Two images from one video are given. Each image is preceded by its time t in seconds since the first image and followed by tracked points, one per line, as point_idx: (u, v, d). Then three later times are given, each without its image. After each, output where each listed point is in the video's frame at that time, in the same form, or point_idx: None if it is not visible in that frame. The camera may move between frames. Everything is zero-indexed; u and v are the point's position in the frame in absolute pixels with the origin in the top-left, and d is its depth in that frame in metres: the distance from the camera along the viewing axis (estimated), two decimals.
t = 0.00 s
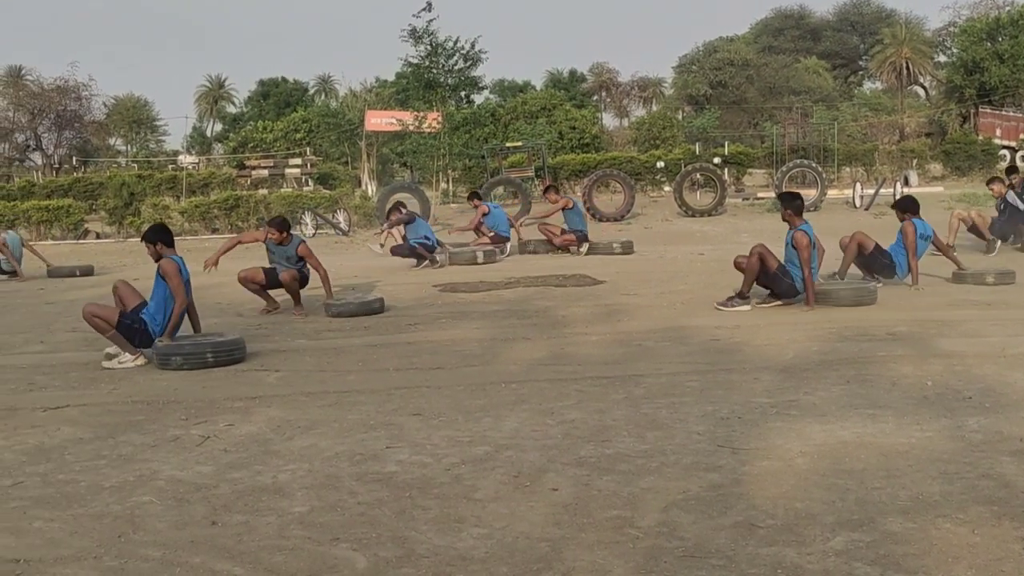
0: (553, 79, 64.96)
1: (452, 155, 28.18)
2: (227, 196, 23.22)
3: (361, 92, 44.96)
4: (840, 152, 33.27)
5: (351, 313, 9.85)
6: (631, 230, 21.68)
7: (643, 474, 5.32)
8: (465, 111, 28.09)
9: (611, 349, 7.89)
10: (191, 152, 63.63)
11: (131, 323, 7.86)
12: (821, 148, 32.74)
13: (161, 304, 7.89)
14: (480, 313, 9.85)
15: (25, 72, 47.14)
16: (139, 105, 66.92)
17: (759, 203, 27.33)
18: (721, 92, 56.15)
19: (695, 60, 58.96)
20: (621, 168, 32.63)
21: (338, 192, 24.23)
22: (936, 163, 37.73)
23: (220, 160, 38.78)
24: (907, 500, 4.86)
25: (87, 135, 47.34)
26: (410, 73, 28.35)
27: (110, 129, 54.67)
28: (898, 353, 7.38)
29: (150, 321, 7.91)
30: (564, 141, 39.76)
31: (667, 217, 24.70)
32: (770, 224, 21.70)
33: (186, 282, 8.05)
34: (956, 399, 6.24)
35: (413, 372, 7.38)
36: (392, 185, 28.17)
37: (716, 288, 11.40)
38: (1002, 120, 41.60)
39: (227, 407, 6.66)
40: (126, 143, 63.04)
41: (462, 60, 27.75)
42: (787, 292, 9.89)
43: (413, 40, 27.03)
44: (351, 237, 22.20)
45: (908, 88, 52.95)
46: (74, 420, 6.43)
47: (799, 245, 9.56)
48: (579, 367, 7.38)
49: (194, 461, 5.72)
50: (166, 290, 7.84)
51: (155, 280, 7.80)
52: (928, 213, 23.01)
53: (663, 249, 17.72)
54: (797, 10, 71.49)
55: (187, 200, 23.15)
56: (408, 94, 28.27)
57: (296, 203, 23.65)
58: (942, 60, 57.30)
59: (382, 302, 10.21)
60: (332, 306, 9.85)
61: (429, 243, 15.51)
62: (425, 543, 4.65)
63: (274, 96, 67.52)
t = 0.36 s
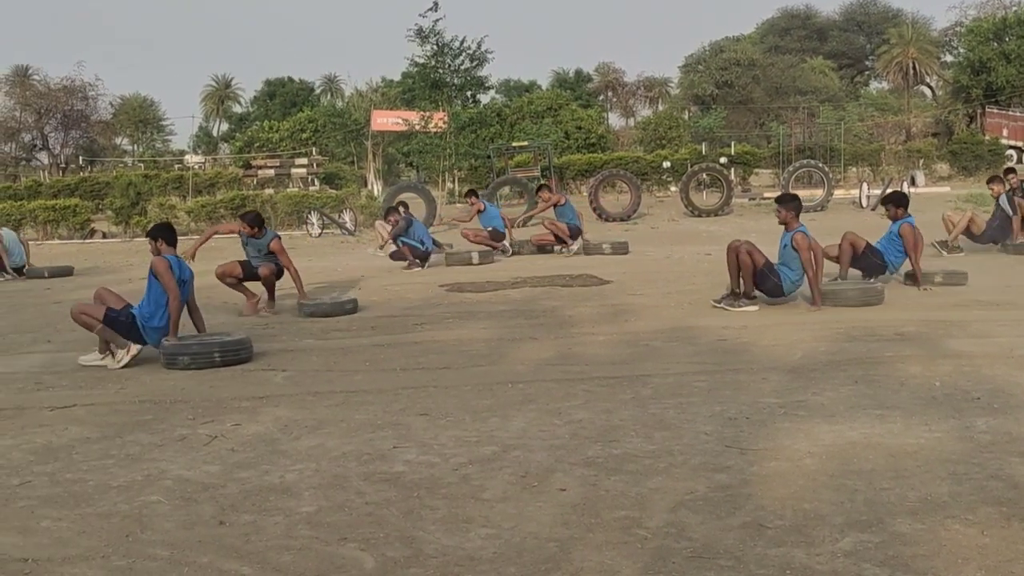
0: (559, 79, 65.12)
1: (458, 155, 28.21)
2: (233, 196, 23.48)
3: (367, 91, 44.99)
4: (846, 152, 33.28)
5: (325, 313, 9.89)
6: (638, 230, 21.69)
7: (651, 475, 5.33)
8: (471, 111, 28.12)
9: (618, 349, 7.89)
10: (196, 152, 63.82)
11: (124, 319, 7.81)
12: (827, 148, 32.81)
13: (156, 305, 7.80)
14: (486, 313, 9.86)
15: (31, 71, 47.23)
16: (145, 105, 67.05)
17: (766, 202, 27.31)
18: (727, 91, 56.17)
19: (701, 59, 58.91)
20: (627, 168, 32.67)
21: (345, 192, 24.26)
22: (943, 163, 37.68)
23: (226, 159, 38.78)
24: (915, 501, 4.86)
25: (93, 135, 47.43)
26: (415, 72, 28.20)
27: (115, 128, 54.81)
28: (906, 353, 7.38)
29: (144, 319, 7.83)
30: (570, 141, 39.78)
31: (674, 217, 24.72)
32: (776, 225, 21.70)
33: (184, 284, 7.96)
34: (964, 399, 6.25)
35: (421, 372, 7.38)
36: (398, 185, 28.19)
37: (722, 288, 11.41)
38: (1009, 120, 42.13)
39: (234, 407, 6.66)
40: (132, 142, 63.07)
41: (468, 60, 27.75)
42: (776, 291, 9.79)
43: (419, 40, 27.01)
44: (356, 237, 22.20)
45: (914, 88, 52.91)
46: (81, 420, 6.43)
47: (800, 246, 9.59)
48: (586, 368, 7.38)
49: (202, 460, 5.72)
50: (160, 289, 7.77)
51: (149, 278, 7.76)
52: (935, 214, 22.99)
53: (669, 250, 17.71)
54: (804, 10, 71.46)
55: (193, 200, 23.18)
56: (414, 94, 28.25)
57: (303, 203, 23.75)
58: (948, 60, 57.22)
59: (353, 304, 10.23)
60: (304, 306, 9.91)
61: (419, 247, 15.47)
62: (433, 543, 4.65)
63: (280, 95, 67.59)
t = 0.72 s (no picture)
0: (571, 79, 65.25)
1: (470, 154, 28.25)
2: (246, 195, 23.50)
3: (379, 91, 45.08)
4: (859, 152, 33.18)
5: (299, 311, 10.01)
6: (651, 230, 21.68)
7: (665, 475, 5.32)
8: (482, 110, 28.17)
9: (631, 349, 7.88)
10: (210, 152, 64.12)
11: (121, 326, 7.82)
12: (839, 148, 32.71)
13: (148, 312, 7.78)
14: (499, 312, 9.85)
15: (43, 71, 47.63)
16: (158, 104, 67.36)
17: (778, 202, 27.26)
18: (740, 91, 56.12)
19: (714, 59, 58.83)
20: (639, 167, 32.69)
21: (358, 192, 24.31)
22: (956, 163, 37.54)
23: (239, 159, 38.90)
24: (930, 501, 4.85)
25: (106, 135, 47.67)
26: (427, 73, 28.35)
27: (129, 128, 55.15)
28: (920, 354, 7.37)
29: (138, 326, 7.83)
30: (582, 140, 39.83)
31: (686, 216, 24.70)
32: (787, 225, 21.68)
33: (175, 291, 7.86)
34: (978, 400, 6.24)
35: (434, 372, 7.38)
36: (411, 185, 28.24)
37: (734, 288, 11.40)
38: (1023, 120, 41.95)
39: (247, 406, 6.67)
40: (145, 142, 63.37)
41: (480, 60, 27.80)
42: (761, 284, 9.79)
43: (431, 40, 27.05)
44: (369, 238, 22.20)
45: (927, 88, 52.75)
46: (95, 418, 6.44)
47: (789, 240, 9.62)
48: (599, 367, 7.37)
49: (215, 459, 5.73)
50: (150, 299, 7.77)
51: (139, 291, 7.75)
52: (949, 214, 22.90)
53: (681, 249, 17.70)
54: (817, 10, 71.29)
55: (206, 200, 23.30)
56: (426, 94, 28.37)
57: (315, 202, 23.87)
58: (962, 59, 57.02)
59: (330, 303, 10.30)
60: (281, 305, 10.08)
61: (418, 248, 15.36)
62: (447, 542, 4.65)
63: (293, 95, 67.78)
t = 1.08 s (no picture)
0: (595, 78, 65.46)
1: (494, 154, 28.31)
2: (272, 194, 23.63)
3: (403, 90, 45.23)
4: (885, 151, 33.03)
5: (286, 312, 10.25)
6: (676, 229, 21.62)
7: (689, 475, 5.31)
8: (506, 109, 28.23)
9: (655, 348, 7.86)
10: (235, 152, 64.57)
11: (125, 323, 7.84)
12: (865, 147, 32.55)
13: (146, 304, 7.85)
14: (523, 312, 9.86)
15: (70, 71, 48.20)
16: (184, 104, 67.90)
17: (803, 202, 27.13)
18: (765, 90, 55.96)
19: (738, 58, 58.69)
20: (664, 166, 32.67)
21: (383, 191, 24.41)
22: (983, 162, 37.24)
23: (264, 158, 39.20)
24: (956, 503, 4.82)
25: (132, 135, 48.09)
26: (451, 72, 28.44)
27: (155, 127, 55.66)
28: (946, 354, 7.32)
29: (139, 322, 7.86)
30: (606, 140, 39.83)
31: (711, 215, 24.65)
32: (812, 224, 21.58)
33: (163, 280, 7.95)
34: (1005, 401, 6.19)
35: (458, 371, 7.39)
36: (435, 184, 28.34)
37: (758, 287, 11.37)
38: None
39: (273, 404, 6.71)
40: (171, 141, 63.97)
41: (504, 59, 27.84)
42: (763, 288, 9.83)
43: (456, 39, 27.12)
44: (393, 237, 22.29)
45: (953, 87, 52.36)
46: (121, 416, 6.49)
47: (795, 246, 9.55)
48: (623, 367, 7.36)
49: (240, 457, 5.75)
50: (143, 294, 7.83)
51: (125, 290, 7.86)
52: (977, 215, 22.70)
53: (704, 249, 17.67)
54: (842, 9, 70.85)
55: (231, 199, 23.50)
56: (450, 94, 28.45)
57: (340, 201, 24.04)
58: (989, 59, 56.52)
59: (317, 300, 10.51)
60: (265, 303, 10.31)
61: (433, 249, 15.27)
62: (471, 541, 4.66)
63: (317, 94, 68.10)
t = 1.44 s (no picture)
0: (618, 77, 65.53)
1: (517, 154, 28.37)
2: (295, 194, 23.77)
3: (426, 89, 45.39)
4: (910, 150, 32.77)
5: (293, 311, 10.34)
6: (699, 228, 21.57)
7: (711, 475, 5.29)
8: (529, 109, 28.29)
9: (677, 348, 7.83)
10: (259, 152, 65.06)
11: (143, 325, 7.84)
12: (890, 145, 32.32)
13: (160, 304, 7.88)
14: (545, 311, 9.86)
15: (96, 71, 48.70)
16: (209, 104, 68.42)
17: (827, 202, 26.98)
18: (789, 89, 55.76)
19: (761, 57, 58.50)
20: (687, 166, 32.60)
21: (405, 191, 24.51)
22: (1010, 161, 36.89)
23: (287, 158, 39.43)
24: (981, 504, 4.77)
25: (157, 135, 48.57)
26: (475, 71, 28.55)
27: (179, 127, 56.17)
28: (971, 354, 7.25)
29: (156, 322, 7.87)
30: (629, 139, 39.81)
31: (734, 215, 24.56)
32: (837, 224, 21.48)
33: (172, 277, 7.95)
34: None
35: (479, 370, 7.40)
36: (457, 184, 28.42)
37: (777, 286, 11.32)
38: None
39: (295, 403, 6.74)
40: (195, 141, 64.51)
41: (527, 59, 27.93)
42: (773, 294, 9.76)
43: (479, 38, 27.20)
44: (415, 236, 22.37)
45: (979, 85, 51.91)
46: (146, 415, 6.54)
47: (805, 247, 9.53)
48: (645, 367, 7.34)
49: (263, 455, 5.78)
50: (157, 293, 7.86)
51: (132, 293, 7.87)
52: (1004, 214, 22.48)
53: (728, 248, 17.62)
54: (867, 7, 70.45)
55: (255, 198, 23.68)
56: (473, 93, 28.52)
57: (363, 201, 24.15)
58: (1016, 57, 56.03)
59: (327, 300, 10.57)
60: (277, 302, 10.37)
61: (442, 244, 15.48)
62: (492, 540, 4.66)
63: (341, 94, 68.46)
